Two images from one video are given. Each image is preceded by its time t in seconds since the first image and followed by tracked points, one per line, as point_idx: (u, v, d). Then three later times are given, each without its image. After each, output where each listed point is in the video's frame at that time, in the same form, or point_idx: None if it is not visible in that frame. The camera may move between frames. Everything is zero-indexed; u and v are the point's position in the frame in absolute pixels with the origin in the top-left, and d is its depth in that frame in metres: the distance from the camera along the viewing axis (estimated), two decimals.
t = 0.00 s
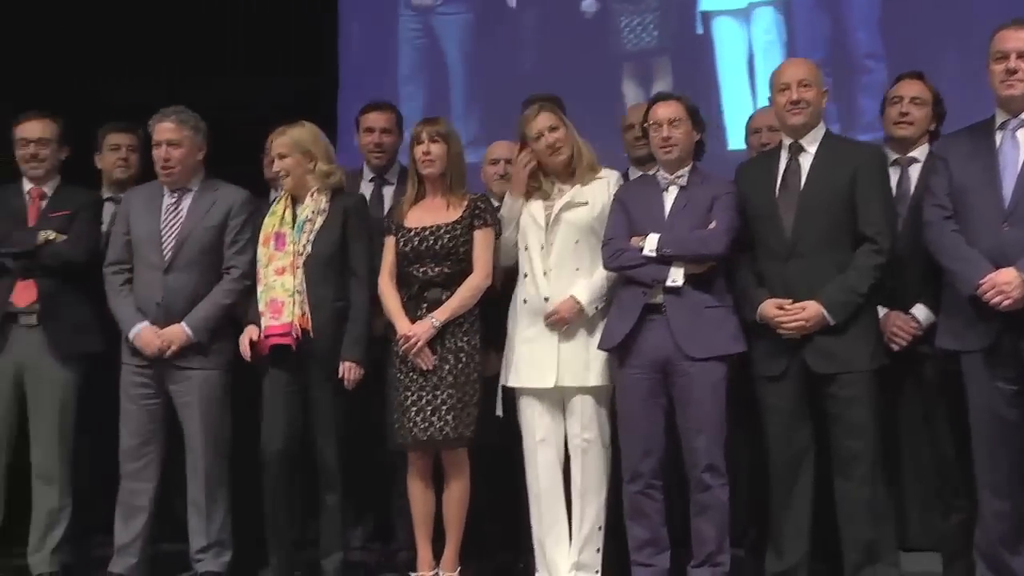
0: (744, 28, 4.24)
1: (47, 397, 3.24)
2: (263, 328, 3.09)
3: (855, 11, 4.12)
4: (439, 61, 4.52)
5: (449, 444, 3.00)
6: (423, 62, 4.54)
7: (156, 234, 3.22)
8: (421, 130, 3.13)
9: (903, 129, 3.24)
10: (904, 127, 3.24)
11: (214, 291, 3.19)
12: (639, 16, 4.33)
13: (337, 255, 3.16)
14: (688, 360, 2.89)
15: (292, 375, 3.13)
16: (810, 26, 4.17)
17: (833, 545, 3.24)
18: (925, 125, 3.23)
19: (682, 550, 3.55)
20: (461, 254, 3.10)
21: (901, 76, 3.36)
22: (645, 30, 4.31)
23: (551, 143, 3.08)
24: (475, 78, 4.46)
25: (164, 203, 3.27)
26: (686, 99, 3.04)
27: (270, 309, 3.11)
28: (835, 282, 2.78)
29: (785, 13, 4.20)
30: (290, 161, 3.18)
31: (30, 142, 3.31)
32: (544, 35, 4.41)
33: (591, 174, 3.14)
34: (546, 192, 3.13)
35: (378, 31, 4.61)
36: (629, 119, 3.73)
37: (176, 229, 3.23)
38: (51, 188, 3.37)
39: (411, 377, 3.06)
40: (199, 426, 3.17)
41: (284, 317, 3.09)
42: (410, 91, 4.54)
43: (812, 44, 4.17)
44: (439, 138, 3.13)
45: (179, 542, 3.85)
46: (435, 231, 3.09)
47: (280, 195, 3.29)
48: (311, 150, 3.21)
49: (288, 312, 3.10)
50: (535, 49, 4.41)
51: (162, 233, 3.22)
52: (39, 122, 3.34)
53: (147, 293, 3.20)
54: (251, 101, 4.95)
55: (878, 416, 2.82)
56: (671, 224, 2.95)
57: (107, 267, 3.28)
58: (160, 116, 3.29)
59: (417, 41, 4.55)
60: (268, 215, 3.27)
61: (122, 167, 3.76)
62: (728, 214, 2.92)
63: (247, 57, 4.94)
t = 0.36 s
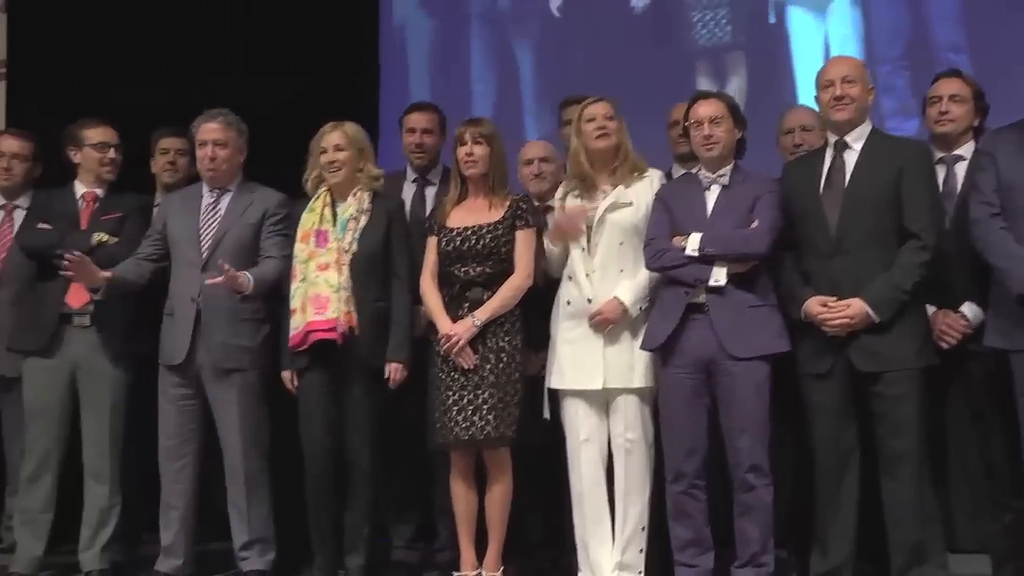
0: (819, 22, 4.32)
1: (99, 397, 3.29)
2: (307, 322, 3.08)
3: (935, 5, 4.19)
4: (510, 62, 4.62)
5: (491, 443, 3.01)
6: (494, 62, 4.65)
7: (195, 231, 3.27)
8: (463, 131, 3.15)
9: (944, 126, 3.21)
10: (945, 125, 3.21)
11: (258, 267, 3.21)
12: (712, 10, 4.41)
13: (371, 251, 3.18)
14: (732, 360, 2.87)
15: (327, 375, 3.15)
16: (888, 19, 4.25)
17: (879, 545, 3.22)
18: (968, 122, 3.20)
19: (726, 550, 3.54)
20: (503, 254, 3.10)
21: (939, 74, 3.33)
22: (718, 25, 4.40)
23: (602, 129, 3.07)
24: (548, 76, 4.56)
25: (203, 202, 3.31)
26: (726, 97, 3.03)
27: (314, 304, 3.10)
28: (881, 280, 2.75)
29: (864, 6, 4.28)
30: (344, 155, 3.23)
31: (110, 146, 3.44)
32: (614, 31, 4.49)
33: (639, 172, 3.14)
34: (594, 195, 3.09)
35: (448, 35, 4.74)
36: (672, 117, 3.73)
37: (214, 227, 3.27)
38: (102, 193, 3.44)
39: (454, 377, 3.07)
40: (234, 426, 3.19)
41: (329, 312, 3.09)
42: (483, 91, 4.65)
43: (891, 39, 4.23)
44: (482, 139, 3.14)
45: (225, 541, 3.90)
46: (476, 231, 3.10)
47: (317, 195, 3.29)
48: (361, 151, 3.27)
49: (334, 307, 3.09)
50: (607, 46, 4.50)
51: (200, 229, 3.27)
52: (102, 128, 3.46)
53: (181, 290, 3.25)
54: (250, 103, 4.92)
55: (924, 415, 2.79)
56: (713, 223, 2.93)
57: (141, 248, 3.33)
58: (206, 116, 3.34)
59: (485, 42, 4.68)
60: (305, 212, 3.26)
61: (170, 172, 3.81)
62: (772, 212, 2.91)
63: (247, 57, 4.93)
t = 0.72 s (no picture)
0: (879, 19, 4.19)
1: (130, 396, 3.32)
2: (344, 328, 3.06)
3: None
4: (562, 59, 4.48)
5: (519, 443, 3.01)
6: (546, 59, 4.50)
7: (224, 231, 3.29)
8: (491, 132, 3.14)
9: (976, 124, 3.18)
10: (975, 122, 3.18)
11: (281, 284, 3.24)
12: (767, 5, 4.27)
13: (409, 256, 3.20)
14: (761, 359, 2.86)
15: (364, 375, 3.15)
16: (949, 14, 4.12)
17: (910, 546, 3.19)
18: (999, 119, 3.17)
19: (756, 551, 3.52)
20: (531, 254, 3.11)
21: (970, 70, 3.30)
22: (774, 20, 4.26)
23: (624, 132, 3.06)
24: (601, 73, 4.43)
25: (231, 202, 3.34)
26: (757, 96, 3.01)
27: (355, 309, 3.07)
28: (911, 278, 2.73)
29: None
30: (380, 165, 3.21)
31: (117, 149, 3.42)
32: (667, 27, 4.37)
33: (673, 174, 3.11)
34: (621, 188, 3.11)
35: (499, 31, 4.56)
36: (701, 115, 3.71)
37: (243, 228, 3.29)
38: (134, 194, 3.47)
39: (482, 377, 3.07)
40: (264, 424, 3.21)
41: (368, 319, 3.06)
42: (536, 88, 4.49)
43: (952, 33, 4.11)
44: (509, 140, 3.14)
45: (255, 540, 3.92)
46: (504, 231, 3.10)
47: (352, 195, 3.28)
48: (396, 159, 3.25)
49: (375, 314, 3.07)
50: (661, 43, 4.37)
51: (230, 229, 3.29)
52: (126, 129, 3.45)
53: (212, 289, 3.25)
54: (249, 102, 4.83)
55: (955, 414, 2.77)
56: (743, 223, 2.92)
57: (169, 268, 3.32)
58: (235, 116, 3.37)
59: (539, 38, 4.52)
60: (339, 216, 3.23)
61: (206, 172, 3.84)
62: (801, 211, 2.89)
63: (246, 58, 4.84)
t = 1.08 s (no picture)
0: (919, 16, 4.21)
1: (152, 397, 3.34)
2: (368, 330, 3.09)
3: None
4: (598, 57, 4.52)
5: (539, 443, 3.02)
6: (582, 56, 4.54)
7: (248, 232, 3.31)
8: (511, 134, 3.16)
9: (1000, 122, 3.18)
10: (1000, 120, 3.18)
11: (305, 290, 3.27)
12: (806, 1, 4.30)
13: (432, 260, 3.21)
14: (783, 359, 2.86)
15: (384, 373, 3.16)
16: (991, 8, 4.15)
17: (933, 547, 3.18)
18: None
19: (778, 551, 3.51)
20: (551, 254, 3.11)
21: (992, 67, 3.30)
22: (812, 17, 4.28)
23: (636, 135, 3.06)
24: (638, 69, 4.47)
25: (255, 203, 3.36)
26: (778, 95, 3.00)
27: (378, 312, 3.10)
28: (933, 278, 2.72)
29: None
30: (406, 165, 3.22)
31: (135, 149, 3.44)
32: (706, 23, 4.39)
33: (688, 175, 3.10)
34: (638, 187, 3.11)
35: (535, 31, 4.60)
36: (718, 115, 3.71)
37: (267, 229, 3.32)
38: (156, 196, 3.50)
39: (504, 377, 3.08)
40: (287, 424, 3.23)
41: (392, 321, 3.08)
42: (572, 85, 4.54)
43: (994, 28, 4.15)
44: (529, 141, 3.15)
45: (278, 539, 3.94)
46: (525, 231, 3.11)
47: (373, 195, 3.29)
48: (421, 160, 3.26)
49: (397, 316, 3.09)
50: (699, 42, 4.39)
51: (254, 231, 3.31)
52: (146, 130, 3.47)
53: (236, 291, 3.28)
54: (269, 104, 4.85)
55: (978, 414, 2.76)
56: (765, 222, 2.92)
57: (193, 269, 3.33)
58: (257, 116, 3.38)
59: (575, 36, 4.56)
60: (362, 218, 3.25)
61: (229, 173, 3.87)
62: (823, 211, 2.88)
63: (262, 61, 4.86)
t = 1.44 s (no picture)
0: (956, 10, 4.30)
1: (173, 397, 3.36)
2: (387, 328, 3.09)
3: None
4: (632, 55, 4.62)
5: (558, 443, 3.02)
6: (615, 54, 4.63)
7: (268, 233, 3.33)
8: (531, 134, 3.16)
9: (1019, 121, 3.17)
10: (1018, 119, 3.17)
11: (325, 291, 3.28)
12: None
13: (449, 259, 3.21)
14: (803, 359, 2.85)
15: (404, 373, 3.16)
16: None
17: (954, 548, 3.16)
18: None
19: (800, 552, 3.50)
20: (570, 254, 3.11)
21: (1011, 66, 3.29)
22: (845, 14, 4.38)
23: (654, 134, 3.06)
24: (670, 67, 4.55)
25: (275, 203, 3.39)
26: (798, 94, 2.99)
27: (397, 311, 3.10)
28: (953, 278, 2.71)
29: None
30: (420, 166, 3.23)
31: (156, 150, 3.46)
32: (738, 21, 4.47)
33: (704, 174, 3.09)
34: (654, 188, 3.10)
35: (567, 31, 4.68)
36: (737, 113, 3.71)
37: (287, 230, 3.33)
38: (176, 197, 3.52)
39: (523, 377, 3.08)
40: (307, 424, 3.24)
41: (411, 319, 3.09)
42: (606, 82, 4.62)
43: None
44: (549, 142, 3.16)
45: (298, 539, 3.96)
46: (545, 231, 3.11)
47: (393, 195, 3.31)
48: (437, 160, 3.27)
49: (416, 314, 3.09)
50: (732, 40, 4.46)
51: (274, 231, 3.33)
52: (165, 131, 3.50)
53: (256, 291, 3.30)
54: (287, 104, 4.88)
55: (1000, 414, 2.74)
56: (785, 222, 2.91)
57: (215, 271, 3.34)
58: (276, 116, 3.41)
59: (609, 34, 4.65)
60: (380, 218, 3.26)
61: (250, 173, 3.90)
62: (843, 210, 2.87)
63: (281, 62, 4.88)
